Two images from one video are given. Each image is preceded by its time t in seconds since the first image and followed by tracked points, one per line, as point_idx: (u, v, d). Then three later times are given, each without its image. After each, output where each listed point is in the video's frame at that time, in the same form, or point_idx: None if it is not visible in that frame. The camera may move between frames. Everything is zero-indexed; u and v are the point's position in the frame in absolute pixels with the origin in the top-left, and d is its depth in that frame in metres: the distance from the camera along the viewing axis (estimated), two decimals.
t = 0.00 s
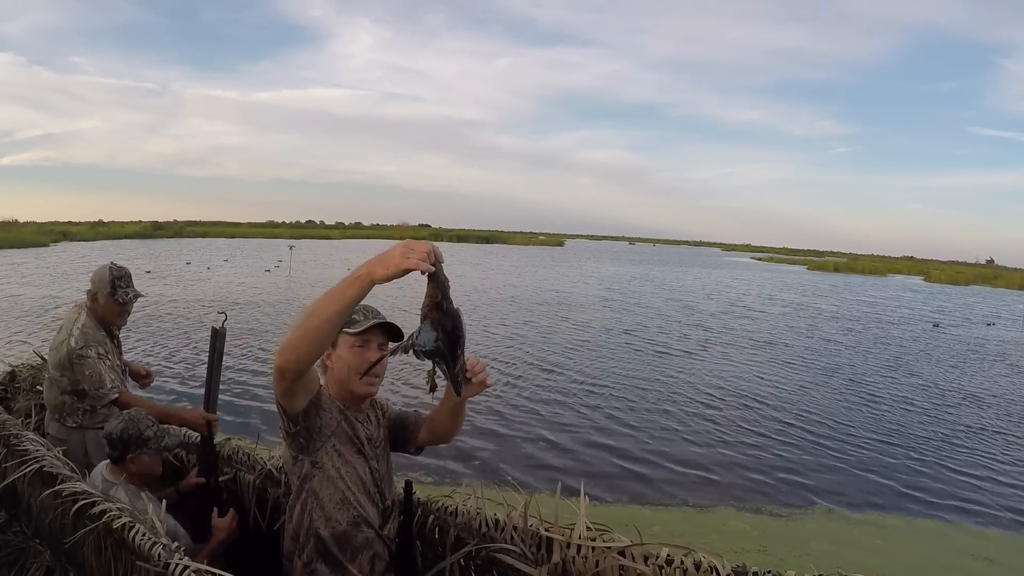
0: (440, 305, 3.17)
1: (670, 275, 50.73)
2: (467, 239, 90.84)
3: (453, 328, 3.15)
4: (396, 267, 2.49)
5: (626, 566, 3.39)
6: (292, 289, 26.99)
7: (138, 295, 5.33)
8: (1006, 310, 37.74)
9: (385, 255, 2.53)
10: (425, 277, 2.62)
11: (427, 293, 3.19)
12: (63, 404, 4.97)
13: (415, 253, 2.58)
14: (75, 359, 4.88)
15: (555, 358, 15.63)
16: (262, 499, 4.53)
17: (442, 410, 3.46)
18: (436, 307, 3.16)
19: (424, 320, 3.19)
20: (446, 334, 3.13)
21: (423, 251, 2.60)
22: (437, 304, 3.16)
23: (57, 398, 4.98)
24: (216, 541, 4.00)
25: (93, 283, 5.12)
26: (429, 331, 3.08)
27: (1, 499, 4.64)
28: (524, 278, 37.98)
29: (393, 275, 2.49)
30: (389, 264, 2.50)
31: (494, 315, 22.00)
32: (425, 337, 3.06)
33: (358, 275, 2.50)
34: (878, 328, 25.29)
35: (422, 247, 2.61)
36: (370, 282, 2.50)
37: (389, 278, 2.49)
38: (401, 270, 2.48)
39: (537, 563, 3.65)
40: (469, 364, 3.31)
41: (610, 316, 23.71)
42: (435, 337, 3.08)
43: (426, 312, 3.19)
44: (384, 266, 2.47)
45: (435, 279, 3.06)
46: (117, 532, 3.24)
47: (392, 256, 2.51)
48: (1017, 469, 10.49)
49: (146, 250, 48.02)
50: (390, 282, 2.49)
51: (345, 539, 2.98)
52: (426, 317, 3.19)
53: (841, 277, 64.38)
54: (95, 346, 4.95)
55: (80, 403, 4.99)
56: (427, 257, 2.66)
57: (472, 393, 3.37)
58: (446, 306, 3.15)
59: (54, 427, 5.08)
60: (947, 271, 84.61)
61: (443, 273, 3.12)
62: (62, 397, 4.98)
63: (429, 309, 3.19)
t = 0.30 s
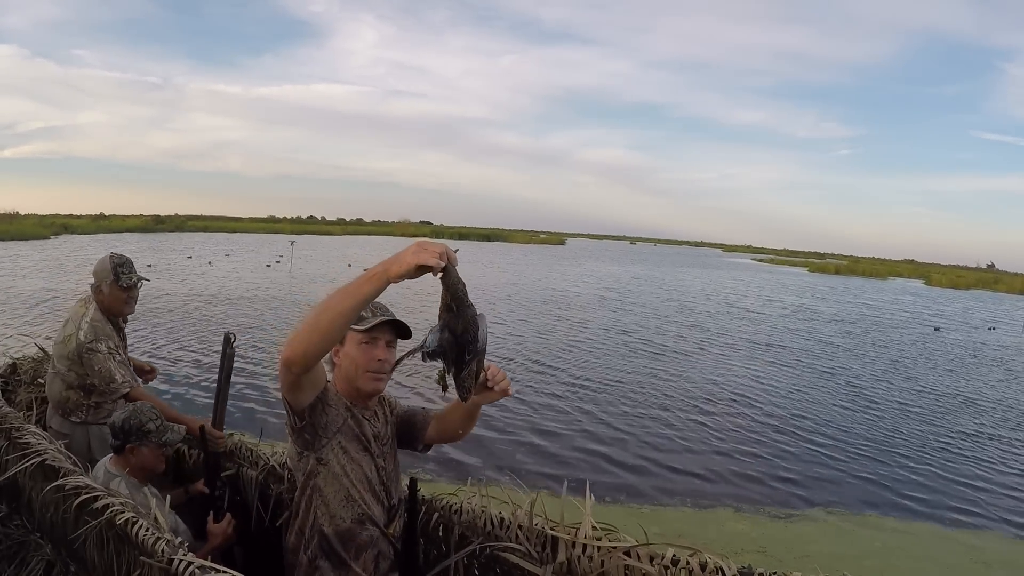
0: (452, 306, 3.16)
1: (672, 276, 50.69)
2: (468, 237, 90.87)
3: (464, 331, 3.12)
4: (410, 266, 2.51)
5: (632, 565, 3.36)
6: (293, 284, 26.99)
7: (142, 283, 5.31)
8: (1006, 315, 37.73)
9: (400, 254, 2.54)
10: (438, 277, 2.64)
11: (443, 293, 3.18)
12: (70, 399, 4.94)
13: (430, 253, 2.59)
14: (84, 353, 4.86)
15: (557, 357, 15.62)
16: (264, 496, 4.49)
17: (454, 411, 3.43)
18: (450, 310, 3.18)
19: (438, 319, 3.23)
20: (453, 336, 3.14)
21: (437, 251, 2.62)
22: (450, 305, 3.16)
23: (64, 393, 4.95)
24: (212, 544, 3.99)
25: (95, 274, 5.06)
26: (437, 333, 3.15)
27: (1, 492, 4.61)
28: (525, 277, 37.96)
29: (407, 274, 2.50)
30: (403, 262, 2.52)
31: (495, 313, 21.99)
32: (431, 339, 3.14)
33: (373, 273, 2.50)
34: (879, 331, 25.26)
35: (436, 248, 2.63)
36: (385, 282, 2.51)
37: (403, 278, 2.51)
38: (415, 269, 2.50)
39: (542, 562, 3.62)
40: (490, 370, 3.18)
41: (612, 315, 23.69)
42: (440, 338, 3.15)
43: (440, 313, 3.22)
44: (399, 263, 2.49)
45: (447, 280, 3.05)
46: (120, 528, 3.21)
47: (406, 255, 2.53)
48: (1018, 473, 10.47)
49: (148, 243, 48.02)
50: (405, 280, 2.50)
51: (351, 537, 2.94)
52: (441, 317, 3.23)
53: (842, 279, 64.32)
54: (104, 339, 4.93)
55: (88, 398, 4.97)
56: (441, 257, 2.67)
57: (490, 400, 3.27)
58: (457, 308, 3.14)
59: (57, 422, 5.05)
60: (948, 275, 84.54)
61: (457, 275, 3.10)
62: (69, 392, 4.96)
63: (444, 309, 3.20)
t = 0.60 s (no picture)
0: (453, 306, 3.14)
1: (671, 275, 50.78)
2: (468, 237, 90.99)
3: (465, 331, 3.13)
4: (410, 267, 2.50)
5: (630, 566, 3.36)
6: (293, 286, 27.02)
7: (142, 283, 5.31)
8: (1005, 313, 37.81)
9: (400, 254, 2.55)
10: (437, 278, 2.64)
11: (442, 294, 3.15)
12: (72, 403, 4.94)
13: (429, 254, 2.60)
14: (89, 355, 4.86)
15: (557, 357, 15.64)
16: (263, 497, 4.49)
17: (454, 413, 3.44)
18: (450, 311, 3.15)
19: (437, 321, 3.18)
20: (456, 337, 3.12)
21: (436, 252, 2.63)
22: (450, 306, 3.13)
23: (66, 397, 4.95)
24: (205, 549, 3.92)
25: (95, 276, 5.07)
26: (440, 333, 3.08)
27: (1, 495, 4.61)
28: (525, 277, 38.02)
29: (407, 275, 2.50)
30: (402, 262, 2.51)
31: (495, 313, 22.01)
32: (437, 339, 3.04)
33: (373, 273, 2.51)
34: (879, 330, 25.27)
35: (436, 249, 2.63)
36: (385, 282, 2.51)
37: (403, 279, 2.51)
38: (414, 269, 2.50)
39: (540, 563, 3.62)
40: (488, 372, 3.26)
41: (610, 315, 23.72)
42: (444, 339, 3.08)
43: (438, 314, 3.17)
44: (397, 264, 2.49)
45: (448, 280, 3.01)
46: (118, 529, 3.21)
47: (406, 255, 2.54)
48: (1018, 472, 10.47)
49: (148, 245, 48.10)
50: (404, 280, 2.50)
51: (349, 538, 2.95)
52: (439, 319, 3.18)
53: (842, 278, 64.39)
54: (108, 341, 4.94)
55: (91, 402, 4.97)
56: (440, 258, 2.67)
57: (490, 401, 3.31)
58: (458, 309, 3.12)
59: (60, 426, 5.04)
60: (948, 274, 84.60)
61: (457, 276, 3.08)
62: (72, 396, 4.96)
63: (443, 311, 3.17)
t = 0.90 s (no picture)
0: (440, 312, 3.16)
1: (670, 275, 50.82)
2: (467, 240, 91.07)
3: (452, 338, 3.14)
4: (398, 271, 2.54)
5: (625, 567, 3.39)
6: (292, 291, 27.04)
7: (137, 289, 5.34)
8: (1004, 308, 37.85)
9: (388, 259, 2.58)
10: (425, 282, 2.68)
11: (430, 300, 3.18)
12: (71, 411, 4.98)
13: (416, 260, 2.63)
14: (87, 363, 4.90)
15: (555, 359, 15.69)
16: (262, 501, 4.53)
17: (445, 418, 3.47)
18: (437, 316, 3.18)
19: (425, 327, 3.22)
20: (439, 344, 3.14)
21: (423, 257, 2.66)
22: (438, 312, 3.16)
23: (64, 405, 4.99)
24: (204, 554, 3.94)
25: (90, 284, 5.11)
26: (424, 339, 3.14)
27: (1, 502, 4.65)
28: (524, 278, 38.07)
29: (394, 279, 2.53)
30: (390, 267, 2.54)
31: (494, 316, 22.01)
32: (419, 344, 3.12)
33: (361, 279, 2.54)
34: (877, 327, 25.31)
35: (423, 253, 2.66)
36: (373, 288, 2.55)
37: (391, 283, 2.54)
38: (402, 274, 2.53)
39: (536, 564, 3.65)
40: (479, 378, 3.28)
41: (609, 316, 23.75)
42: (428, 344, 3.13)
43: (426, 320, 3.21)
44: (385, 269, 2.51)
45: (435, 287, 3.05)
46: (116, 534, 3.26)
47: (394, 260, 2.56)
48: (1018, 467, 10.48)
49: (147, 253, 48.16)
50: (392, 285, 2.53)
51: (343, 543, 2.99)
52: (427, 324, 3.22)
53: (841, 276, 64.44)
54: (106, 349, 4.98)
55: (89, 409, 5.01)
56: (427, 262, 2.71)
57: (482, 406, 3.36)
58: (445, 315, 3.14)
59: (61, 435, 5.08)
60: (947, 270, 84.63)
61: (446, 281, 3.10)
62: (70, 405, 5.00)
63: (431, 316, 3.20)
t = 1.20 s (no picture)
0: (439, 314, 3.18)
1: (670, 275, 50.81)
2: (467, 240, 91.11)
3: (452, 339, 3.17)
4: (395, 273, 2.55)
5: (623, 566, 3.40)
6: (291, 292, 27.06)
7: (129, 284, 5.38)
8: (1004, 307, 37.86)
9: (387, 261, 2.59)
10: (423, 284, 2.69)
11: (428, 302, 3.19)
12: (66, 409, 4.99)
13: (414, 261, 2.65)
14: (75, 361, 4.92)
15: (554, 359, 15.71)
16: (261, 501, 4.54)
17: (443, 420, 3.49)
18: (436, 319, 3.20)
19: (424, 328, 3.23)
20: (441, 345, 3.15)
21: (421, 259, 2.67)
22: (436, 313, 3.17)
23: (59, 404, 4.99)
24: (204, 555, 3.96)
25: (82, 282, 5.14)
26: (426, 340, 3.13)
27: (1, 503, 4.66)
28: (523, 278, 38.09)
29: (392, 281, 2.55)
30: (387, 269, 2.56)
31: (493, 317, 22.01)
32: (422, 345, 3.08)
33: (358, 280, 2.55)
34: (877, 327, 25.31)
35: (421, 255, 2.68)
36: (370, 290, 2.56)
37: (389, 285, 2.55)
38: (400, 276, 2.55)
39: (534, 564, 3.67)
40: (478, 379, 3.32)
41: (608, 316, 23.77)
42: (431, 346, 3.12)
43: (425, 322, 3.22)
44: (383, 271, 2.53)
45: (434, 288, 3.08)
46: (116, 536, 3.27)
47: (391, 262, 2.58)
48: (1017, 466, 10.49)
49: (146, 254, 48.20)
50: (390, 287, 2.54)
51: (341, 544, 3.00)
52: (426, 326, 3.23)
53: (840, 275, 64.41)
54: (95, 348, 5.00)
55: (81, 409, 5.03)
56: (425, 264, 2.73)
57: (482, 407, 3.38)
58: (445, 316, 3.16)
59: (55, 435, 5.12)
60: (947, 268, 84.54)
61: (443, 283, 3.13)
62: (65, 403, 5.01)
63: (430, 318, 3.22)
